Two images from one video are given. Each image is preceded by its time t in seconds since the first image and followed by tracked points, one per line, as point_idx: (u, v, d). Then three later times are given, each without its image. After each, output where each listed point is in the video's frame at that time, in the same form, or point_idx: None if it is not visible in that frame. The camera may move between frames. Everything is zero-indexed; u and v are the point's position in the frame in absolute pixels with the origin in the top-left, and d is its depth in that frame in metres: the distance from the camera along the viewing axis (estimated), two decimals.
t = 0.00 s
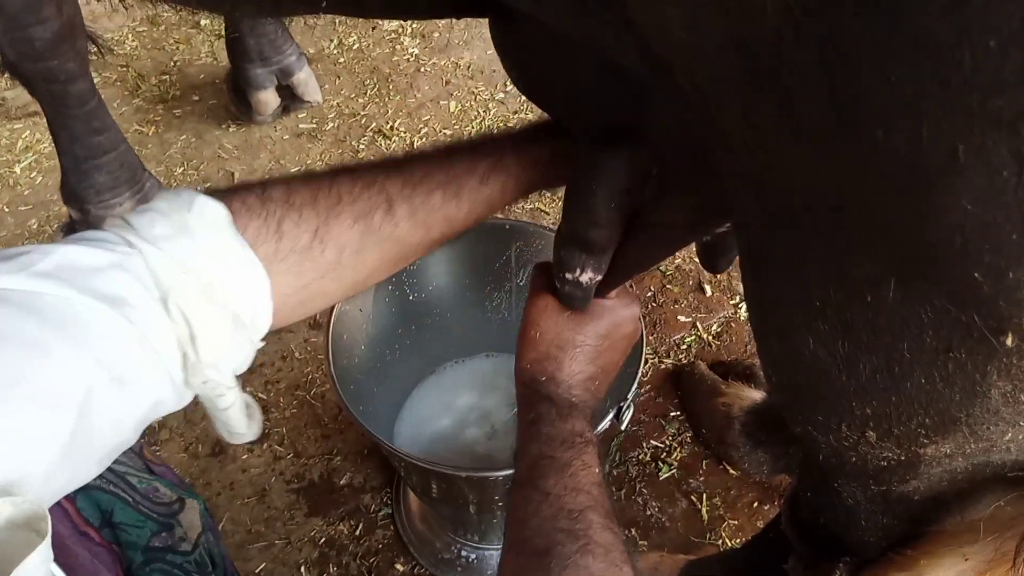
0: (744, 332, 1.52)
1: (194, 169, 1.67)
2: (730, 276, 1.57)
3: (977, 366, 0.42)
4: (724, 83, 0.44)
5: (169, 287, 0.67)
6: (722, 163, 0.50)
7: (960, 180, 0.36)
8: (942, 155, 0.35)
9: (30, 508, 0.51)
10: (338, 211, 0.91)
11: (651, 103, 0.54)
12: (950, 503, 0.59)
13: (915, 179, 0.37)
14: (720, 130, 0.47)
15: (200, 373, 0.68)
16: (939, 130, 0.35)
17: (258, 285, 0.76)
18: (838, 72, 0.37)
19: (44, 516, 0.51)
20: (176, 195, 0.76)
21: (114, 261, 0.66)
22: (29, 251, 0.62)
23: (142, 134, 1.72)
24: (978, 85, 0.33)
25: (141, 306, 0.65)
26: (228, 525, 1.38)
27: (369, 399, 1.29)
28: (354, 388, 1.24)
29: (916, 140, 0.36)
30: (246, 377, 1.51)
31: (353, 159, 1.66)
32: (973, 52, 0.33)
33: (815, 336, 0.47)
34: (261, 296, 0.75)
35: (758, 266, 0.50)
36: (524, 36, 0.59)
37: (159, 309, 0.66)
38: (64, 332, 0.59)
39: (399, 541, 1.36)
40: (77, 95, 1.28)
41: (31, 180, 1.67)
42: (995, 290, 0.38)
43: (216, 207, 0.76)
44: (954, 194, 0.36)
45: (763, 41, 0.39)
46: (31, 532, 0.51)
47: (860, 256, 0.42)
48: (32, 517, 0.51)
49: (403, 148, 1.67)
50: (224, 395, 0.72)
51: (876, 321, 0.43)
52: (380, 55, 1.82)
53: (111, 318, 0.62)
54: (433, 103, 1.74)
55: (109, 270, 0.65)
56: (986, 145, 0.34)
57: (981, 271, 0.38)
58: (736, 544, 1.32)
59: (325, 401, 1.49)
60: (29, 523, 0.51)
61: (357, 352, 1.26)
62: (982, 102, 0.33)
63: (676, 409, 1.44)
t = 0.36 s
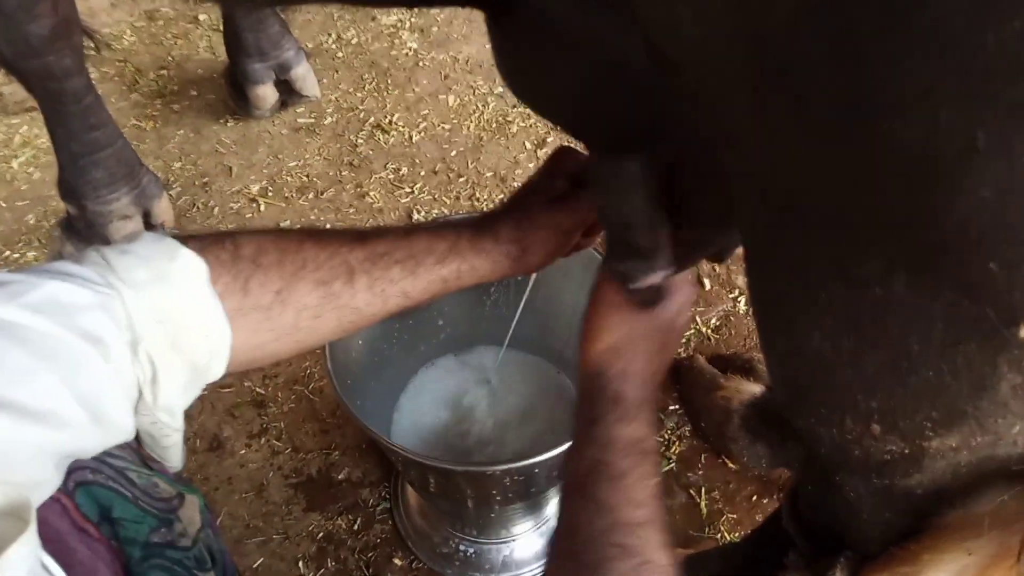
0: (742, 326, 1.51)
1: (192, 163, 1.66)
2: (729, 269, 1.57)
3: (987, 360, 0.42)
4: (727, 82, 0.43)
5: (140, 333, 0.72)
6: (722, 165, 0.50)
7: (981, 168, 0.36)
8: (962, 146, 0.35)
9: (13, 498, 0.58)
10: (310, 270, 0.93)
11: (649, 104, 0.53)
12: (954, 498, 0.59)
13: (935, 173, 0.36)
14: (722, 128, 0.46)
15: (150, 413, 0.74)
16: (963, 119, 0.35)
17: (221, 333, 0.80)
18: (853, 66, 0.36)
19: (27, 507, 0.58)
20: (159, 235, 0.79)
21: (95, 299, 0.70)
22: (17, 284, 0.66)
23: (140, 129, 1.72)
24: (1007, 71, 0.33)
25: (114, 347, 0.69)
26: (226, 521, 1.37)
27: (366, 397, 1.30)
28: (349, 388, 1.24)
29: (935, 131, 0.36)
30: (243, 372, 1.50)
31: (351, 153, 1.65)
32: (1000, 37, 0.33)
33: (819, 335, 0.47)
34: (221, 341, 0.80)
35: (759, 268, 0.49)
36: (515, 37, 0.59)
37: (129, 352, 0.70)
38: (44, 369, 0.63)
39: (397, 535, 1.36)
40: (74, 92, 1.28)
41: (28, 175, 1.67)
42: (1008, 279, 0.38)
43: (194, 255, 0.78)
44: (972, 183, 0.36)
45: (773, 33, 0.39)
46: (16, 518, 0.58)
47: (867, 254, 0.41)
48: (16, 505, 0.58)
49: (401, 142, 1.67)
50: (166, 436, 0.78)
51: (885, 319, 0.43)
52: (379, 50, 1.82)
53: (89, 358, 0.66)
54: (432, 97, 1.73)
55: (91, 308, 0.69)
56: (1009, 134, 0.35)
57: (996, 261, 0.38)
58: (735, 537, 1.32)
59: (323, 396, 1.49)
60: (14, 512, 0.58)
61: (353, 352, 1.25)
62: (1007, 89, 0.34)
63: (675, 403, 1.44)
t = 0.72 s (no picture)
0: (737, 323, 1.51)
1: (184, 162, 1.65)
2: (724, 266, 1.57)
3: (982, 352, 0.39)
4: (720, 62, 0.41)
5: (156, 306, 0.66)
6: (715, 146, 0.48)
7: (978, 159, 0.33)
8: (960, 136, 0.33)
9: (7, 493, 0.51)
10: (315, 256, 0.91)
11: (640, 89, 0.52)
12: (950, 493, 0.58)
13: (933, 158, 0.34)
14: (720, 117, 0.44)
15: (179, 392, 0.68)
16: (961, 105, 0.32)
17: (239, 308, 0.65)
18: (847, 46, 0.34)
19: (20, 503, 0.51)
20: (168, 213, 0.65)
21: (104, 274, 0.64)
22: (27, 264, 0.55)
23: (132, 127, 1.71)
24: (1004, 56, 0.30)
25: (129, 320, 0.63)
26: (220, 521, 1.37)
27: (360, 395, 1.29)
28: (343, 384, 1.23)
29: (932, 118, 0.33)
30: (237, 372, 1.50)
31: (344, 152, 1.65)
32: (998, 24, 0.30)
33: (817, 325, 0.45)
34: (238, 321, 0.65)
35: (753, 256, 0.48)
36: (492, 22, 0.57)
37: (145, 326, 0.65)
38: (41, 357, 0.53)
39: (392, 535, 1.35)
40: (65, 90, 1.27)
41: (20, 175, 1.66)
42: (1008, 272, 0.35)
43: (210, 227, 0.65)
44: (973, 171, 0.33)
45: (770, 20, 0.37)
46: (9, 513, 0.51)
47: (865, 244, 0.39)
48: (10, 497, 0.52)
49: (395, 140, 1.66)
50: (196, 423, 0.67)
51: (881, 308, 0.41)
52: (372, 47, 1.81)
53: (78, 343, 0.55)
54: (425, 94, 1.73)
55: (94, 290, 0.57)
56: (1009, 120, 0.31)
57: (995, 252, 0.35)
58: (731, 536, 1.31)
59: (316, 395, 1.48)
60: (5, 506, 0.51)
61: (347, 348, 1.25)
62: (1007, 75, 0.31)
63: (670, 401, 1.43)
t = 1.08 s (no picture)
0: (734, 331, 1.51)
1: (183, 167, 1.66)
2: (721, 274, 1.57)
3: (970, 358, 0.39)
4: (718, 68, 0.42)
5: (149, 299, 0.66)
6: (708, 150, 0.48)
7: (964, 164, 0.33)
8: (946, 141, 0.33)
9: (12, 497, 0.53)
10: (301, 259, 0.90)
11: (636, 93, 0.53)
12: (940, 500, 0.58)
13: (918, 165, 0.34)
14: (714, 124, 0.45)
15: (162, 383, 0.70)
16: (947, 110, 0.32)
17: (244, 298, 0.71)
18: (842, 49, 0.35)
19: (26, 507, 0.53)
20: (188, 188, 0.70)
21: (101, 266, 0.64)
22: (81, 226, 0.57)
23: (131, 132, 1.71)
24: (991, 60, 0.31)
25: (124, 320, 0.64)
26: (215, 526, 1.37)
27: (357, 399, 1.29)
28: (339, 387, 1.23)
29: (920, 122, 0.33)
30: (233, 377, 1.50)
31: (342, 158, 1.65)
32: (983, 27, 0.31)
33: (806, 330, 0.46)
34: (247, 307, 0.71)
35: (746, 263, 0.48)
36: (495, 25, 0.58)
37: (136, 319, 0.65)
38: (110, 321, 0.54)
39: (388, 541, 1.35)
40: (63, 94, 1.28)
41: (18, 178, 1.66)
42: (993, 277, 0.35)
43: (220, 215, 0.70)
44: (959, 175, 0.33)
45: (764, 31, 0.38)
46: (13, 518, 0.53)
47: (855, 248, 0.39)
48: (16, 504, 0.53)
49: (394, 147, 1.66)
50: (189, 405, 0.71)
51: (872, 313, 0.41)
52: (371, 53, 1.81)
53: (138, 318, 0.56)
54: (424, 101, 1.73)
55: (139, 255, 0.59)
56: (993, 125, 0.32)
57: (980, 258, 0.35)
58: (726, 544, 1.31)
59: (313, 400, 1.48)
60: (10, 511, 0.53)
61: (344, 352, 1.25)
62: (991, 80, 0.31)
63: (666, 408, 1.44)
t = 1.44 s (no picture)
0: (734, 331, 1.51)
1: (184, 167, 1.66)
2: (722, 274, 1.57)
3: (951, 356, 0.39)
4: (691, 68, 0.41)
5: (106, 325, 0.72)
6: (695, 150, 0.48)
7: (930, 162, 0.33)
8: (912, 139, 0.33)
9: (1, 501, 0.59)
10: (278, 265, 0.94)
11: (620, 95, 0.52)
12: (933, 499, 0.58)
13: (887, 161, 0.34)
14: (697, 120, 0.44)
15: (121, 407, 0.74)
16: (911, 109, 0.32)
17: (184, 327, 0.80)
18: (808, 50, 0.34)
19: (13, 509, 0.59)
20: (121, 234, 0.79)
21: (64, 291, 0.70)
22: None
23: (132, 132, 1.72)
24: (948, 58, 0.30)
25: (85, 340, 0.69)
26: (215, 526, 1.37)
27: (355, 402, 1.29)
28: (339, 387, 1.23)
29: (885, 121, 0.33)
30: (233, 376, 1.50)
31: (343, 158, 1.65)
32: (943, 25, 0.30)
33: (791, 328, 0.45)
34: (186, 334, 0.80)
35: (734, 258, 0.48)
36: (480, 29, 0.57)
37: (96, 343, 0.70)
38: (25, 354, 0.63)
39: (387, 541, 1.35)
40: (64, 92, 1.28)
41: (20, 178, 1.67)
42: (967, 276, 0.35)
43: (160, 251, 0.79)
44: (925, 175, 0.33)
45: (734, 26, 0.37)
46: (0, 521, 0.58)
47: (835, 246, 0.39)
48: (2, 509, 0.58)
49: (394, 147, 1.66)
50: (136, 431, 0.77)
51: (853, 312, 0.41)
52: (372, 54, 1.82)
53: (56, 345, 0.66)
54: (425, 101, 1.73)
55: (60, 300, 0.69)
56: (955, 124, 0.32)
57: (953, 256, 0.35)
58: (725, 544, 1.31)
59: (313, 400, 1.48)
60: None
61: (344, 354, 1.25)
62: (951, 78, 0.31)
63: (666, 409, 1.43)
